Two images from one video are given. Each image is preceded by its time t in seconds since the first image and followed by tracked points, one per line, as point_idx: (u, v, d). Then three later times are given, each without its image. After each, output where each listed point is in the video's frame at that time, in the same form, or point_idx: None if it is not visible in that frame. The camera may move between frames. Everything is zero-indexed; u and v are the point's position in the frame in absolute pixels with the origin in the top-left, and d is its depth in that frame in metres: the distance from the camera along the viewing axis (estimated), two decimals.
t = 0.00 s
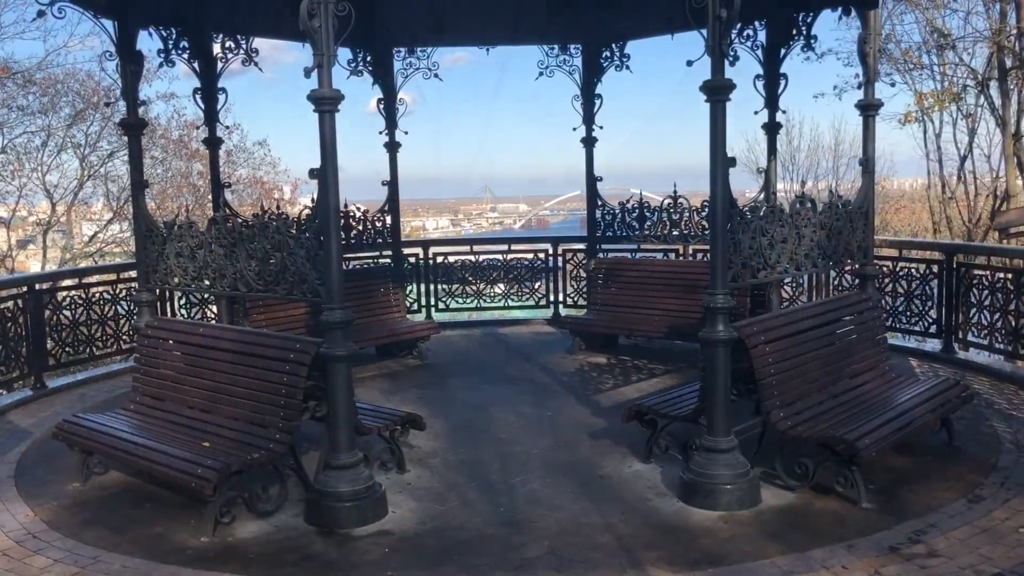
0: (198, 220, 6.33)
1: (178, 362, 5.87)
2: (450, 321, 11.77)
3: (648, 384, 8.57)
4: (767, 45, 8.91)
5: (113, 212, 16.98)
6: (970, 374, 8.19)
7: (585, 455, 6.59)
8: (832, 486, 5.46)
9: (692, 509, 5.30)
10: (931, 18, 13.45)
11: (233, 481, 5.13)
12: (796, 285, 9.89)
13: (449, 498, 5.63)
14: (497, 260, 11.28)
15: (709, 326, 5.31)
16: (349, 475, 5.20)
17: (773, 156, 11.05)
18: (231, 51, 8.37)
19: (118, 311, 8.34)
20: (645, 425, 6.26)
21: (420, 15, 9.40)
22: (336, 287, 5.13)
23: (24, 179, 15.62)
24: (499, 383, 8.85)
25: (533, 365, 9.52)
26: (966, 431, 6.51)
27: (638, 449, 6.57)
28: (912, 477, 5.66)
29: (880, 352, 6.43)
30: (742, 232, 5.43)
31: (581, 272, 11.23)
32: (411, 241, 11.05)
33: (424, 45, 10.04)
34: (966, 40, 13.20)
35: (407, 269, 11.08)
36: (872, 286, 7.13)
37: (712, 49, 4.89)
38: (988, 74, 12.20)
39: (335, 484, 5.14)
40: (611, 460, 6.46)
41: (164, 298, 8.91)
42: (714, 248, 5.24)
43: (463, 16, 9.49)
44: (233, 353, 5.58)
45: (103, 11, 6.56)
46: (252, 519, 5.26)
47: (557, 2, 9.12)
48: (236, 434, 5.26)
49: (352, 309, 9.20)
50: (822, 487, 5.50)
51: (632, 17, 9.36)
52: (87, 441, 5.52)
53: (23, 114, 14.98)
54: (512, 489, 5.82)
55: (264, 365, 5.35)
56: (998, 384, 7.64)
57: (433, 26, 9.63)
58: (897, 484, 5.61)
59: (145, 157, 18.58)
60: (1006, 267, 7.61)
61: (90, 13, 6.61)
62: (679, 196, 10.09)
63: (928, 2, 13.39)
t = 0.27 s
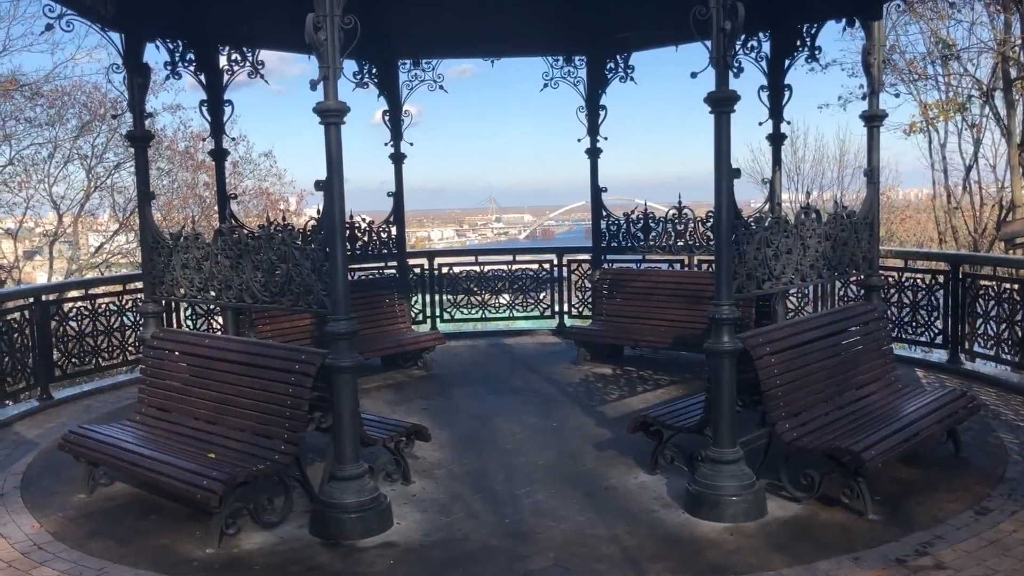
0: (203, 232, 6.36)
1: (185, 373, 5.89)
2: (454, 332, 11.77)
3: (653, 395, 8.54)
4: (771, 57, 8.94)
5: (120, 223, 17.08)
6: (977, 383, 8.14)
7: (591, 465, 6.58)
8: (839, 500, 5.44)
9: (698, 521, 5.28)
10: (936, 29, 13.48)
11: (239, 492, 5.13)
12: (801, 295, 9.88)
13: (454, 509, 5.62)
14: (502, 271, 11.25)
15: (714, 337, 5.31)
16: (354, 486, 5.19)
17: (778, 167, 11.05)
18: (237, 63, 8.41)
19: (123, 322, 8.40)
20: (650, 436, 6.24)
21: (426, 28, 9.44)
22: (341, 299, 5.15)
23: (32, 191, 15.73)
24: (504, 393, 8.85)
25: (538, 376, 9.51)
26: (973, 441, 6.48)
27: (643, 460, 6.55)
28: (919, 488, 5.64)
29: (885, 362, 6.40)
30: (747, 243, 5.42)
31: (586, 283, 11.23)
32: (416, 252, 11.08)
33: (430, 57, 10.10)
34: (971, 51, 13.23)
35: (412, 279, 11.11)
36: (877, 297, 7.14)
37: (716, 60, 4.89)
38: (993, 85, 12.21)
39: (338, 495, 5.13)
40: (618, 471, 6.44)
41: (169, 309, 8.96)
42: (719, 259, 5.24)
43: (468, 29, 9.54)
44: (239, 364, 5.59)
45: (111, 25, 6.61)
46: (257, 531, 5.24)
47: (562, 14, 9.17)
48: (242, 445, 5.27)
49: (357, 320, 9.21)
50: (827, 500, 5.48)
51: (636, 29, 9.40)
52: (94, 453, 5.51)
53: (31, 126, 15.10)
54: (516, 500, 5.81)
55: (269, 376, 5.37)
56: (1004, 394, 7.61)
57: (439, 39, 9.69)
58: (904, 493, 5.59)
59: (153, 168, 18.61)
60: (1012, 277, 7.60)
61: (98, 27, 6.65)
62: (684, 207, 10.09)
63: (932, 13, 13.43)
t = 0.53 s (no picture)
0: (210, 246, 6.39)
1: (192, 386, 5.90)
2: (460, 346, 11.75)
3: (659, 409, 8.52)
4: (776, 71, 8.97)
5: (127, 236, 17.16)
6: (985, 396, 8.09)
7: (597, 478, 6.56)
8: (847, 514, 5.41)
9: (704, 535, 5.25)
10: (941, 42, 13.51)
11: (245, 505, 5.13)
12: (807, 308, 9.85)
13: (460, 523, 5.61)
14: (508, 284, 11.27)
15: (720, 351, 5.30)
16: (361, 499, 5.19)
17: (783, 180, 11.06)
18: (245, 78, 8.48)
19: (130, 335, 8.41)
20: (657, 450, 6.23)
21: (433, 43, 9.50)
22: (347, 312, 5.16)
23: (40, 205, 15.82)
24: (509, 407, 8.83)
25: (544, 389, 9.50)
26: (981, 455, 6.44)
27: (650, 474, 6.53)
28: (927, 502, 5.61)
29: (892, 376, 6.37)
30: (752, 256, 5.42)
31: (592, 296, 11.24)
32: (422, 265, 11.11)
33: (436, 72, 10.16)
34: (976, 64, 13.26)
35: (418, 292, 11.12)
36: (884, 310, 7.12)
37: (721, 74, 4.91)
38: (999, 97, 12.23)
39: (345, 508, 5.13)
40: (624, 483, 6.42)
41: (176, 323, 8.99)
42: (725, 272, 5.24)
43: (475, 44, 9.61)
44: (245, 378, 5.61)
45: (120, 40, 6.67)
46: (263, 545, 5.24)
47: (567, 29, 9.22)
48: (248, 458, 5.27)
49: (363, 333, 9.23)
50: (835, 514, 5.46)
51: (642, 44, 9.45)
52: (100, 466, 5.52)
53: (39, 140, 15.21)
54: (522, 514, 5.79)
55: (275, 389, 5.38)
56: (1012, 407, 7.56)
57: (445, 54, 9.75)
58: (912, 507, 5.55)
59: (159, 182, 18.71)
60: (1018, 290, 7.58)
61: (107, 43, 6.71)
62: (690, 220, 10.09)
63: (937, 26, 13.46)
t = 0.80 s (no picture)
0: (218, 261, 6.42)
1: (200, 401, 5.92)
2: (467, 359, 11.76)
3: (667, 424, 8.50)
4: (783, 86, 9.00)
5: (135, 251, 17.29)
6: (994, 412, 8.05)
7: (605, 493, 6.54)
8: (856, 530, 5.37)
9: (713, 552, 5.23)
10: (947, 57, 13.54)
11: (252, 521, 5.12)
12: (815, 323, 9.82)
13: (468, 539, 5.61)
14: (515, 298, 11.28)
15: (728, 366, 5.29)
16: (367, 515, 5.19)
17: (790, 195, 11.07)
18: (254, 94, 8.56)
19: (138, 349, 8.48)
20: (665, 466, 6.19)
21: (440, 60, 9.57)
22: (355, 328, 5.18)
23: (49, 220, 15.96)
24: (516, 422, 8.82)
25: (551, 404, 9.48)
26: (992, 472, 6.39)
27: (657, 490, 6.51)
28: (937, 519, 5.57)
29: (900, 392, 6.34)
30: (760, 271, 5.42)
31: (599, 311, 11.24)
32: (429, 280, 11.14)
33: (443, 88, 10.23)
34: (983, 79, 13.28)
35: (425, 307, 11.14)
36: (892, 325, 7.09)
37: (727, 90, 4.93)
38: (1006, 113, 12.23)
39: (351, 524, 5.12)
40: (632, 499, 6.40)
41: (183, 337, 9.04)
42: (732, 287, 5.24)
43: (482, 61, 9.67)
44: (253, 392, 5.63)
45: (131, 58, 6.75)
46: (270, 560, 5.23)
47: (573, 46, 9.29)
48: (256, 473, 5.28)
49: (370, 347, 9.25)
50: (844, 530, 5.42)
51: (648, 60, 9.50)
52: (108, 480, 5.52)
53: (50, 156, 15.37)
54: (530, 530, 5.78)
55: (283, 404, 5.39)
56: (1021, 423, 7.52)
57: (452, 70, 9.82)
58: (922, 523, 5.51)
59: (168, 198, 18.84)
60: None
61: (118, 60, 6.79)
62: (697, 235, 10.09)
63: (943, 41, 13.50)
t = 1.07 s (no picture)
0: (226, 277, 6.44)
1: (207, 417, 5.93)
2: (473, 375, 11.76)
3: (674, 441, 8.48)
4: (788, 103, 9.03)
5: (143, 267, 17.38)
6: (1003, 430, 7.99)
7: (612, 510, 6.51)
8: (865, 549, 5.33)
9: (720, 569, 5.20)
10: (953, 75, 13.57)
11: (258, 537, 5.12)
12: (822, 340, 9.79)
13: (474, 556, 5.59)
14: (521, 314, 11.27)
15: (735, 383, 5.28)
16: (373, 531, 5.17)
17: (797, 211, 11.07)
18: (262, 111, 8.62)
19: (146, 365, 8.47)
20: (672, 482, 6.16)
21: (448, 77, 9.64)
22: (362, 344, 5.20)
23: (58, 236, 16.06)
24: (523, 438, 8.81)
25: (557, 421, 9.46)
26: (1002, 490, 6.34)
27: (664, 507, 6.48)
28: (946, 537, 5.52)
29: (908, 409, 6.30)
30: (766, 288, 5.42)
31: (605, 327, 11.23)
32: (435, 296, 11.16)
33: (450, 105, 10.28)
34: (989, 96, 13.30)
35: (432, 323, 11.16)
36: (899, 342, 7.07)
37: (734, 107, 4.96)
38: (1012, 129, 12.23)
39: (357, 541, 5.11)
40: (639, 516, 6.37)
41: (191, 353, 9.06)
42: (739, 303, 5.24)
43: (489, 79, 9.74)
44: (260, 409, 5.64)
45: (141, 76, 6.82)
46: None
47: (579, 63, 9.34)
48: (262, 490, 5.28)
49: (377, 363, 9.25)
50: (853, 549, 5.37)
51: (654, 77, 9.55)
52: (114, 496, 5.53)
53: (59, 172, 15.49)
54: (536, 547, 5.75)
55: (290, 420, 5.40)
56: None
57: (459, 87, 9.87)
58: (931, 542, 5.47)
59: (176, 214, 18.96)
60: None
61: (128, 78, 6.87)
62: (703, 251, 10.04)
63: (949, 59, 13.52)
